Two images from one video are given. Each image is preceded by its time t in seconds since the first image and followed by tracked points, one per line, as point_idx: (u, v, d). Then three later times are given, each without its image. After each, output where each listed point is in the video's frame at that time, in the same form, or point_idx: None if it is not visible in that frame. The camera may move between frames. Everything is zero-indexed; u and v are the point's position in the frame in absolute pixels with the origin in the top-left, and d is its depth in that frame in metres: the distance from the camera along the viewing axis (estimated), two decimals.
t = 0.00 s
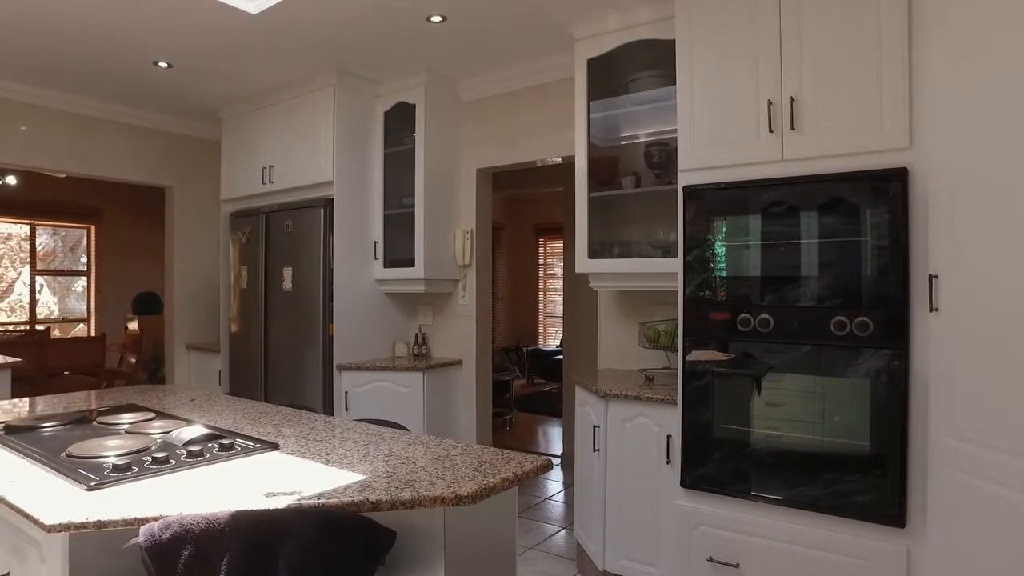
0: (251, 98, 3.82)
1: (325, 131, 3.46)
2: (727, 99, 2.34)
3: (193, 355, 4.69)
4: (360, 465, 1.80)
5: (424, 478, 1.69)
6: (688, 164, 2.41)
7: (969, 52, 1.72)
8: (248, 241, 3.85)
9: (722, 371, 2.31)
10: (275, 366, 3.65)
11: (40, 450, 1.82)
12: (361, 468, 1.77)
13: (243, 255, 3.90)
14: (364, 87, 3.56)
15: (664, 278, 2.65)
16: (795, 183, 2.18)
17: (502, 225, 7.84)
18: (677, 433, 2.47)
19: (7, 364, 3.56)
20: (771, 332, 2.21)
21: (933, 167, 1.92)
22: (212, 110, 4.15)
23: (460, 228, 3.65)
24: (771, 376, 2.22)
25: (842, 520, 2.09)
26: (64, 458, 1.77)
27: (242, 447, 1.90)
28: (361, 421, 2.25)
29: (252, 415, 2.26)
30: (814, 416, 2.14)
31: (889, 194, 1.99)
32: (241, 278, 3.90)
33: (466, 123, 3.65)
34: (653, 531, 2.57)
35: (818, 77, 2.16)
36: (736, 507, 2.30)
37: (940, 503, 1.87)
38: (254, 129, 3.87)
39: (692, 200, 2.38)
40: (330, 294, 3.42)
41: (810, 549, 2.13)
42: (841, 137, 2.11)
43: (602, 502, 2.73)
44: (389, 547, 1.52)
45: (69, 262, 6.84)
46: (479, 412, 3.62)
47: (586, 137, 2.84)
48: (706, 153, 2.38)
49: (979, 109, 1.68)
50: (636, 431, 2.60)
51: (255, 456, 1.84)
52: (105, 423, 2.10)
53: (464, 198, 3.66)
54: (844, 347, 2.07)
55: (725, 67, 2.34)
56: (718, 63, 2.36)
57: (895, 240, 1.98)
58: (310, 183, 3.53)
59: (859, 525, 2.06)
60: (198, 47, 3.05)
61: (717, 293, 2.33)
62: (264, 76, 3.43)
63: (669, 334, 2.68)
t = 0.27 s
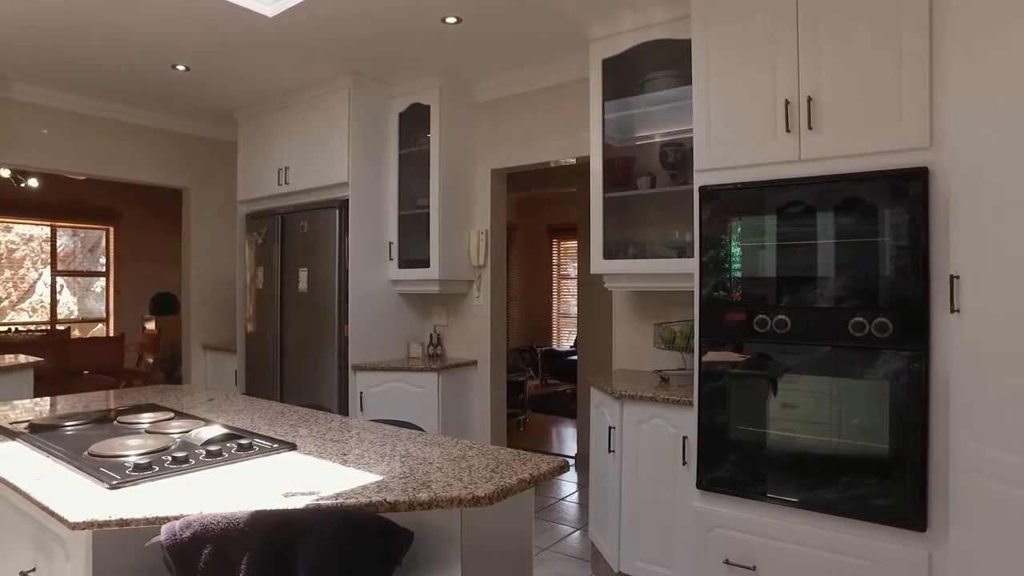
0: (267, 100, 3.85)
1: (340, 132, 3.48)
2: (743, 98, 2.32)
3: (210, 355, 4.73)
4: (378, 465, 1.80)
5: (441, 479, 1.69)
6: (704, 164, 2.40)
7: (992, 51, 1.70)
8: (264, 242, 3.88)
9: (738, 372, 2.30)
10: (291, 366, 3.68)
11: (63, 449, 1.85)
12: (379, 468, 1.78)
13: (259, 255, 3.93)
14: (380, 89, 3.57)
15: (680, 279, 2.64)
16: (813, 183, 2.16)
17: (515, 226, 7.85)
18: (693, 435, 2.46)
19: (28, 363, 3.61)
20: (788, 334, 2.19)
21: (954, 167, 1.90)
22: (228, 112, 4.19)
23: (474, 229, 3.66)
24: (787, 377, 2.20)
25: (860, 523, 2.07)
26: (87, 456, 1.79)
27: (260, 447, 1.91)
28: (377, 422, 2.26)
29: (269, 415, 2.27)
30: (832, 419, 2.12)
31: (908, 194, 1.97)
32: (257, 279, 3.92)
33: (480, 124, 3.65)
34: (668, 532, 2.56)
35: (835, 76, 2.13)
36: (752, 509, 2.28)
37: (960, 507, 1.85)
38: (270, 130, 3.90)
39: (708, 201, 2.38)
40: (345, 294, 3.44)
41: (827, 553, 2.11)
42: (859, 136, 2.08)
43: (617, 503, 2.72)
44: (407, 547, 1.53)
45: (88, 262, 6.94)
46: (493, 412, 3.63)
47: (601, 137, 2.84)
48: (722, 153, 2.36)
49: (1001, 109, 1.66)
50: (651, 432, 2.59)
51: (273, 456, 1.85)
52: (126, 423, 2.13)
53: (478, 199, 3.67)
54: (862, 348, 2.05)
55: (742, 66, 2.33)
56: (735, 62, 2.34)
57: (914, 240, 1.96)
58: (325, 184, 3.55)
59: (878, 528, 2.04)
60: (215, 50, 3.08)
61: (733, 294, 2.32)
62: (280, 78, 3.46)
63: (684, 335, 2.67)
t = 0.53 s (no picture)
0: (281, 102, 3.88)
1: (354, 133, 3.49)
2: (759, 97, 2.31)
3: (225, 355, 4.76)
4: (393, 466, 1.81)
5: (457, 480, 1.69)
6: (719, 164, 2.39)
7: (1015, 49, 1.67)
8: (278, 243, 3.90)
9: (754, 373, 2.28)
10: (305, 366, 3.70)
11: (84, 447, 1.87)
12: (394, 468, 1.78)
13: (274, 256, 3.96)
14: (393, 90, 3.59)
15: (696, 279, 2.63)
16: (830, 182, 2.14)
17: (528, 226, 7.86)
18: (708, 436, 2.45)
19: (49, 362, 3.66)
20: (805, 335, 2.17)
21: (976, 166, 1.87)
22: (244, 114, 4.22)
23: (488, 229, 3.66)
24: (803, 378, 2.19)
25: (878, 526, 2.04)
26: (107, 455, 1.81)
27: (277, 446, 1.92)
28: (392, 422, 2.26)
29: (285, 414, 2.29)
30: (848, 421, 2.10)
31: (928, 193, 1.93)
32: (272, 279, 3.95)
33: (494, 125, 3.66)
34: (682, 534, 2.55)
35: (852, 75, 2.11)
36: (768, 511, 2.26)
37: (982, 511, 1.82)
38: (285, 132, 3.92)
39: (724, 200, 2.36)
40: (359, 295, 3.46)
41: (844, 556, 2.09)
42: (878, 135, 2.06)
43: (631, 503, 2.72)
44: (422, 547, 1.53)
45: (106, 263, 7.00)
46: (507, 413, 3.63)
47: (615, 137, 2.83)
48: (737, 153, 2.35)
49: None
50: (666, 433, 2.58)
51: (290, 455, 1.86)
52: (145, 422, 2.15)
53: (492, 199, 3.67)
54: (880, 349, 2.02)
55: (758, 65, 2.31)
56: (750, 61, 2.33)
57: (934, 240, 1.92)
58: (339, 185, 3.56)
59: (896, 532, 2.01)
60: (231, 52, 3.10)
61: (749, 294, 2.31)
62: (295, 80, 3.48)
63: (699, 336, 2.65)
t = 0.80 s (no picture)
0: (295, 104, 3.90)
1: (367, 134, 3.51)
2: (774, 97, 2.29)
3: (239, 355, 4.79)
4: (408, 466, 1.81)
5: (471, 480, 1.69)
6: (734, 164, 2.38)
7: None
8: (292, 243, 3.93)
9: (769, 374, 2.27)
10: (319, 366, 3.72)
11: (102, 446, 1.89)
12: (408, 468, 1.79)
13: (287, 256, 3.98)
14: (406, 91, 3.60)
15: (710, 280, 2.62)
16: (846, 182, 2.12)
17: (540, 226, 7.86)
18: (723, 437, 2.44)
19: (68, 362, 3.71)
20: (820, 335, 2.15)
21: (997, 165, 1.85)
22: (258, 116, 4.25)
23: (501, 230, 3.66)
24: (818, 379, 2.17)
25: (894, 530, 2.02)
26: (125, 454, 1.83)
27: (292, 446, 1.93)
28: (406, 422, 2.27)
29: (300, 414, 2.30)
30: (865, 422, 2.08)
31: (946, 192, 1.91)
32: (286, 280, 3.97)
33: (506, 125, 3.66)
34: (696, 535, 2.54)
35: (869, 73, 2.09)
36: (784, 514, 2.24)
37: (1004, 515, 1.80)
38: (299, 133, 3.94)
39: (739, 200, 2.35)
40: (373, 295, 3.47)
41: (861, 559, 2.07)
42: (895, 134, 2.03)
43: (645, 504, 2.71)
44: (436, 548, 1.53)
45: (123, 263, 7.08)
46: (520, 413, 3.62)
47: (628, 137, 2.82)
48: (752, 153, 2.33)
49: None
50: (680, 434, 2.57)
51: (305, 455, 1.87)
52: (162, 421, 2.17)
53: (504, 199, 3.67)
54: (896, 351, 2.00)
55: (773, 64, 2.29)
56: (765, 60, 2.31)
57: (952, 240, 1.89)
58: (353, 186, 3.58)
59: (915, 536, 1.98)
60: (247, 54, 3.12)
61: (764, 295, 2.29)
62: (309, 81, 3.50)
63: (713, 336, 2.64)
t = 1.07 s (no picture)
0: (308, 105, 3.92)
1: (380, 136, 3.52)
2: (788, 96, 2.27)
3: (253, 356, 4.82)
4: (422, 467, 1.82)
5: (485, 481, 1.69)
6: (748, 164, 2.36)
7: None
8: (305, 244, 3.95)
9: (783, 376, 2.25)
10: (332, 367, 3.74)
11: (120, 445, 1.91)
12: (422, 469, 1.79)
13: (300, 257, 4.00)
14: (419, 92, 3.60)
15: (724, 280, 2.61)
16: (862, 182, 2.10)
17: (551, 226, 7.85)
18: (736, 439, 2.42)
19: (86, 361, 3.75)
20: (835, 337, 2.14)
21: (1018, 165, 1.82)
22: (271, 117, 4.27)
23: (513, 230, 3.67)
24: (832, 381, 2.15)
25: (911, 533, 1.99)
26: (142, 453, 1.85)
27: (306, 447, 1.94)
28: (419, 423, 2.27)
29: (314, 415, 2.31)
30: (881, 425, 2.06)
31: (965, 192, 1.88)
32: (300, 280, 3.99)
33: (518, 126, 3.66)
34: (710, 537, 2.53)
35: (885, 72, 2.07)
36: (799, 516, 2.23)
37: None
38: (312, 134, 3.96)
39: (753, 200, 2.33)
40: (385, 296, 3.48)
41: (878, 563, 2.05)
42: (913, 133, 2.01)
43: (658, 506, 2.71)
44: (450, 549, 1.53)
45: (138, 264, 7.16)
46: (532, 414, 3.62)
47: (640, 137, 2.82)
48: (767, 153, 2.32)
49: None
50: (693, 435, 2.56)
51: (319, 455, 1.88)
52: (178, 421, 2.19)
53: (516, 200, 3.67)
54: (913, 353, 1.97)
55: (788, 63, 2.28)
56: (780, 59, 2.29)
57: (971, 240, 1.87)
58: (365, 187, 3.59)
59: (933, 540, 1.96)
60: (261, 57, 3.14)
61: (778, 296, 2.28)
62: (322, 83, 3.51)
63: (727, 338, 2.63)
